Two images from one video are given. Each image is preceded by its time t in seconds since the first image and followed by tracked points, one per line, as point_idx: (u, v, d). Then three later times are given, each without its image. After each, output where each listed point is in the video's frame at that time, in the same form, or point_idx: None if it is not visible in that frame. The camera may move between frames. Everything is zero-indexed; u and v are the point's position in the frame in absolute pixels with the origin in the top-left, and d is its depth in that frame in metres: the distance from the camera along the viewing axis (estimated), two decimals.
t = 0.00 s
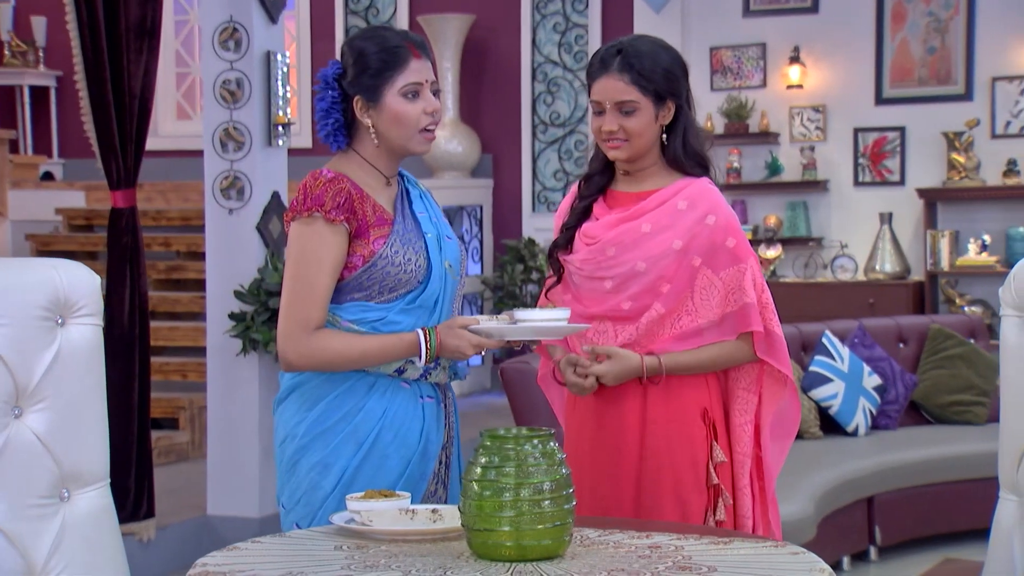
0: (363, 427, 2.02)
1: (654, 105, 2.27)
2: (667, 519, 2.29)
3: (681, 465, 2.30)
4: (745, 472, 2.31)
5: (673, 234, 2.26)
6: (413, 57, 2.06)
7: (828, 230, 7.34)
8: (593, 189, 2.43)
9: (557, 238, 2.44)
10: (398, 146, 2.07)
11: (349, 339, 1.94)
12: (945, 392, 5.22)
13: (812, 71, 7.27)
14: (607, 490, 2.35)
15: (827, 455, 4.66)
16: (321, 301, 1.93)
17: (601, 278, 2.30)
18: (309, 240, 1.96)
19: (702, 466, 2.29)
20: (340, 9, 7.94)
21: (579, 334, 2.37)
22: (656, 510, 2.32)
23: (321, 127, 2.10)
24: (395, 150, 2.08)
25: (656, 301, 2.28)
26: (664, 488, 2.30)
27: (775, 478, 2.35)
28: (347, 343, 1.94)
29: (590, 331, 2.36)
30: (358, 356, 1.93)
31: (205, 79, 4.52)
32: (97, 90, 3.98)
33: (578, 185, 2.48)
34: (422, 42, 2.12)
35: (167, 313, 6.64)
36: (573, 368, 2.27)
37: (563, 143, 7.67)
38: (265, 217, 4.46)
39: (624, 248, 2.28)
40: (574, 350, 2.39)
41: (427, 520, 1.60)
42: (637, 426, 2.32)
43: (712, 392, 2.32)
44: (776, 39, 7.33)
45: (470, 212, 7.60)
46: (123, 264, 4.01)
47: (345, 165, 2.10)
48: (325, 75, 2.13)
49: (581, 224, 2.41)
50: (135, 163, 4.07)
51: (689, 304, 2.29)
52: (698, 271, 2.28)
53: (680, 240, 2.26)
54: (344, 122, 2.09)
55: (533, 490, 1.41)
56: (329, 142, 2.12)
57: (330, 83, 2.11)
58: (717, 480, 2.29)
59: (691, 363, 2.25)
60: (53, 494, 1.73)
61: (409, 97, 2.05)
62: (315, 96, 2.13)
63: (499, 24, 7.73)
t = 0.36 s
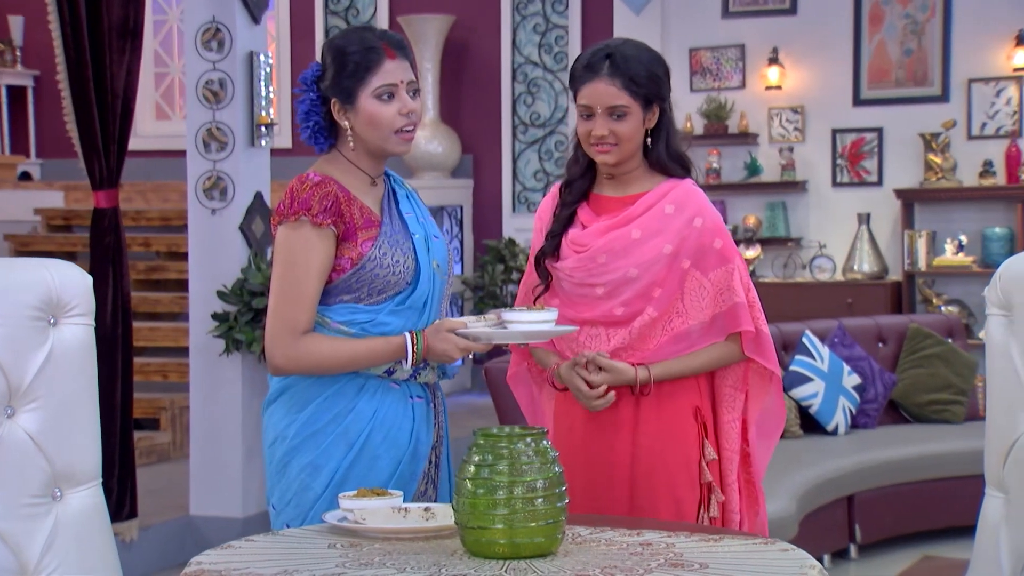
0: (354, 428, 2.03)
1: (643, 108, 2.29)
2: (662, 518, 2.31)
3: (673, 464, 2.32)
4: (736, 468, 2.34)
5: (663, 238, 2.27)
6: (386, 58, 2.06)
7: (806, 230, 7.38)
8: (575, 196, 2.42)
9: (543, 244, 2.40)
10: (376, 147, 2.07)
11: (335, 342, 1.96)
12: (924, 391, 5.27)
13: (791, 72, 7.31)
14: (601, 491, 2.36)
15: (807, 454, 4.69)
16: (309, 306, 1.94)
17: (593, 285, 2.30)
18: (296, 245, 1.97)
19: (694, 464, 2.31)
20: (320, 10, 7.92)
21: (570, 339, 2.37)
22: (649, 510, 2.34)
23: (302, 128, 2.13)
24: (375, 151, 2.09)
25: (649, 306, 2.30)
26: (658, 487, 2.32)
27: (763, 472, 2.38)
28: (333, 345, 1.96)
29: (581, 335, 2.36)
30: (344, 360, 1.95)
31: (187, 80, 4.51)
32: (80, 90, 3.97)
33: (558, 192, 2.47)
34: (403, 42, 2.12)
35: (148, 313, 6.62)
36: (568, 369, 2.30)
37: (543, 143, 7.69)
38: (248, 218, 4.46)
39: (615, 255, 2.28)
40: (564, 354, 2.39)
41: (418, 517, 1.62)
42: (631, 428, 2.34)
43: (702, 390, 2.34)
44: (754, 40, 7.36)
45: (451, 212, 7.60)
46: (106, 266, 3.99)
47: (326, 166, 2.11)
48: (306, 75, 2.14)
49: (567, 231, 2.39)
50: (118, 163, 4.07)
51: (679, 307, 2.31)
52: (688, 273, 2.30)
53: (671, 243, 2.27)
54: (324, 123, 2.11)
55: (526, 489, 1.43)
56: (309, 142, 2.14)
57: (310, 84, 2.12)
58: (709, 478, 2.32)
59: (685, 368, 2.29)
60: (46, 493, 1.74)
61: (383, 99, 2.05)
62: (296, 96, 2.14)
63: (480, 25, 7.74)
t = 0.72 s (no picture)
0: (343, 431, 2.04)
1: (634, 108, 2.31)
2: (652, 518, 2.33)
3: (663, 465, 2.33)
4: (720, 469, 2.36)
5: (653, 240, 2.29)
6: (379, 58, 2.08)
7: (788, 231, 7.41)
8: (563, 199, 2.42)
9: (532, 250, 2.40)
10: (367, 147, 2.08)
11: (321, 345, 1.96)
12: (906, 391, 5.30)
13: (773, 74, 7.35)
14: (590, 492, 2.38)
15: (791, 454, 4.72)
16: (293, 311, 1.95)
17: (583, 287, 2.32)
18: (280, 249, 1.98)
19: (683, 465, 2.33)
20: (303, 11, 7.91)
21: (558, 341, 2.38)
22: (638, 510, 2.36)
23: (288, 129, 2.12)
24: (363, 151, 2.10)
25: (638, 308, 2.32)
26: (647, 487, 2.34)
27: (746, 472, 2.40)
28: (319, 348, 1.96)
29: (570, 337, 2.37)
30: (329, 364, 1.96)
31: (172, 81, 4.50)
32: (65, 91, 3.96)
33: (544, 195, 2.47)
34: (389, 42, 2.13)
35: (131, 315, 6.60)
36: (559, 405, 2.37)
37: (527, 145, 7.70)
38: (234, 219, 4.45)
39: (606, 257, 2.29)
40: (551, 355, 2.40)
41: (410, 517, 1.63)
42: (620, 429, 2.36)
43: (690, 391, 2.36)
44: (737, 42, 7.39)
45: (434, 214, 7.60)
46: (91, 268, 3.98)
47: (313, 168, 2.11)
48: (291, 75, 2.13)
49: (555, 236, 2.39)
50: (104, 164, 4.06)
51: (668, 308, 2.32)
52: (677, 275, 2.32)
53: (661, 245, 2.29)
54: (312, 124, 2.10)
55: (519, 488, 1.44)
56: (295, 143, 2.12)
57: (296, 84, 2.11)
58: (698, 477, 2.33)
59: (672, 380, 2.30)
60: (38, 494, 1.74)
61: (377, 98, 2.06)
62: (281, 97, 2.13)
63: (464, 27, 7.75)
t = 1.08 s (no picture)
0: (332, 434, 2.04)
1: (624, 107, 2.32)
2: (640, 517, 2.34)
3: (652, 464, 2.34)
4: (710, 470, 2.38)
5: (646, 236, 2.31)
6: (386, 59, 2.10)
7: (773, 232, 7.44)
8: (556, 197, 2.43)
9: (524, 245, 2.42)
10: (371, 146, 2.10)
11: (309, 343, 1.96)
12: (891, 391, 5.33)
13: (757, 76, 7.37)
14: (580, 491, 2.39)
15: (777, 454, 4.74)
16: (283, 308, 1.94)
17: (575, 281, 2.33)
18: (271, 246, 1.97)
19: (673, 464, 2.34)
20: (288, 12, 7.90)
21: (548, 336, 2.39)
22: (626, 508, 2.37)
23: (290, 128, 2.07)
24: (367, 150, 2.11)
25: (629, 303, 2.32)
26: (636, 485, 2.35)
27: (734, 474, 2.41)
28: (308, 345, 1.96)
29: (560, 333, 2.37)
30: (317, 361, 1.95)
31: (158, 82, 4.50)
32: (51, 92, 3.95)
33: (538, 194, 2.48)
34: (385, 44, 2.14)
35: (116, 316, 6.58)
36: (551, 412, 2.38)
37: (512, 146, 7.71)
38: (221, 220, 4.44)
39: (598, 252, 2.30)
40: (541, 353, 2.40)
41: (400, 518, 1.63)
42: (610, 427, 2.37)
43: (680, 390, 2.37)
44: (721, 44, 7.41)
45: (419, 215, 7.60)
46: (77, 269, 3.97)
47: (311, 167, 2.10)
48: (291, 71, 2.08)
49: (547, 231, 2.41)
50: (89, 164, 4.05)
51: (659, 305, 2.33)
52: (668, 273, 2.34)
53: (653, 242, 2.30)
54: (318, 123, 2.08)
55: (510, 488, 1.44)
56: (294, 141, 2.08)
57: (301, 82, 2.06)
58: (687, 477, 2.34)
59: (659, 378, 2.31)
60: (28, 495, 1.74)
61: (387, 97, 2.08)
62: (281, 94, 2.07)
63: (449, 28, 7.75)
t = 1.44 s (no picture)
0: (330, 435, 2.04)
1: (613, 106, 2.33)
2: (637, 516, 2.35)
3: (648, 464, 2.35)
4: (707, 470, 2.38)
5: (639, 236, 2.31)
6: (384, 59, 2.11)
7: (763, 233, 7.46)
8: (555, 194, 2.47)
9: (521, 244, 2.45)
10: (371, 145, 2.11)
11: (309, 344, 1.95)
12: (881, 391, 5.35)
13: (748, 77, 7.39)
14: (577, 490, 2.40)
15: (768, 454, 4.75)
16: (287, 307, 1.94)
17: (569, 281, 2.34)
18: (274, 245, 1.96)
19: (668, 464, 2.35)
20: (279, 12, 7.89)
21: (543, 336, 2.40)
22: (622, 508, 2.38)
23: (290, 130, 2.07)
24: (366, 150, 2.11)
25: (622, 303, 2.33)
26: (632, 485, 2.36)
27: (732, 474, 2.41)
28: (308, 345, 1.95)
29: (555, 333, 2.39)
30: (318, 361, 1.95)
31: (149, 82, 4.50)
32: (42, 93, 3.94)
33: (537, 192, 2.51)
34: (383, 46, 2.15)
35: (107, 317, 6.56)
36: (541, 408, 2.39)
37: (503, 147, 7.71)
38: (212, 221, 4.45)
39: (592, 251, 2.32)
40: (538, 353, 2.42)
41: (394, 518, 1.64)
42: (605, 427, 2.38)
43: (675, 391, 2.38)
44: (711, 45, 7.43)
45: (410, 215, 7.60)
46: (68, 270, 3.97)
47: (310, 168, 2.10)
48: (289, 74, 2.08)
49: (545, 228, 2.43)
50: (81, 166, 4.05)
51: (653, 305, 2.34)
52: (663, 272, 2.34)
53: (647, 241, 2.31)
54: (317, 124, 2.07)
55: (505, 488, 1.45)
56: (294, 143, 2.08)
57: (300, 84, 2.07)
58: (683, 478, 2.35)
59: (650, 379, 2.32)
60: (23, 496, 1.74)
61: (386, 98, 2.09)
62: (280, 97, 2.07)
63: (440, 28, 7.75)
